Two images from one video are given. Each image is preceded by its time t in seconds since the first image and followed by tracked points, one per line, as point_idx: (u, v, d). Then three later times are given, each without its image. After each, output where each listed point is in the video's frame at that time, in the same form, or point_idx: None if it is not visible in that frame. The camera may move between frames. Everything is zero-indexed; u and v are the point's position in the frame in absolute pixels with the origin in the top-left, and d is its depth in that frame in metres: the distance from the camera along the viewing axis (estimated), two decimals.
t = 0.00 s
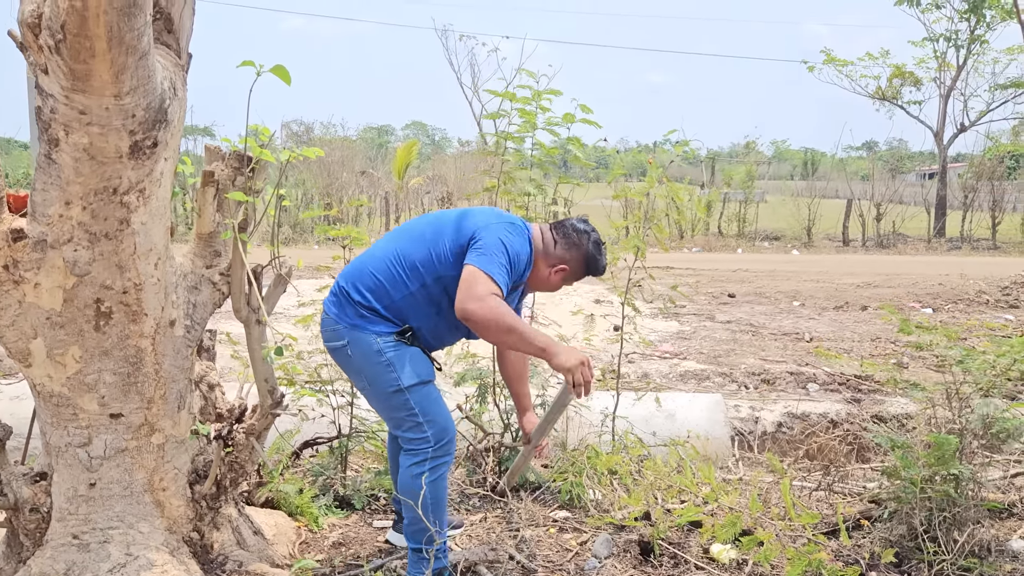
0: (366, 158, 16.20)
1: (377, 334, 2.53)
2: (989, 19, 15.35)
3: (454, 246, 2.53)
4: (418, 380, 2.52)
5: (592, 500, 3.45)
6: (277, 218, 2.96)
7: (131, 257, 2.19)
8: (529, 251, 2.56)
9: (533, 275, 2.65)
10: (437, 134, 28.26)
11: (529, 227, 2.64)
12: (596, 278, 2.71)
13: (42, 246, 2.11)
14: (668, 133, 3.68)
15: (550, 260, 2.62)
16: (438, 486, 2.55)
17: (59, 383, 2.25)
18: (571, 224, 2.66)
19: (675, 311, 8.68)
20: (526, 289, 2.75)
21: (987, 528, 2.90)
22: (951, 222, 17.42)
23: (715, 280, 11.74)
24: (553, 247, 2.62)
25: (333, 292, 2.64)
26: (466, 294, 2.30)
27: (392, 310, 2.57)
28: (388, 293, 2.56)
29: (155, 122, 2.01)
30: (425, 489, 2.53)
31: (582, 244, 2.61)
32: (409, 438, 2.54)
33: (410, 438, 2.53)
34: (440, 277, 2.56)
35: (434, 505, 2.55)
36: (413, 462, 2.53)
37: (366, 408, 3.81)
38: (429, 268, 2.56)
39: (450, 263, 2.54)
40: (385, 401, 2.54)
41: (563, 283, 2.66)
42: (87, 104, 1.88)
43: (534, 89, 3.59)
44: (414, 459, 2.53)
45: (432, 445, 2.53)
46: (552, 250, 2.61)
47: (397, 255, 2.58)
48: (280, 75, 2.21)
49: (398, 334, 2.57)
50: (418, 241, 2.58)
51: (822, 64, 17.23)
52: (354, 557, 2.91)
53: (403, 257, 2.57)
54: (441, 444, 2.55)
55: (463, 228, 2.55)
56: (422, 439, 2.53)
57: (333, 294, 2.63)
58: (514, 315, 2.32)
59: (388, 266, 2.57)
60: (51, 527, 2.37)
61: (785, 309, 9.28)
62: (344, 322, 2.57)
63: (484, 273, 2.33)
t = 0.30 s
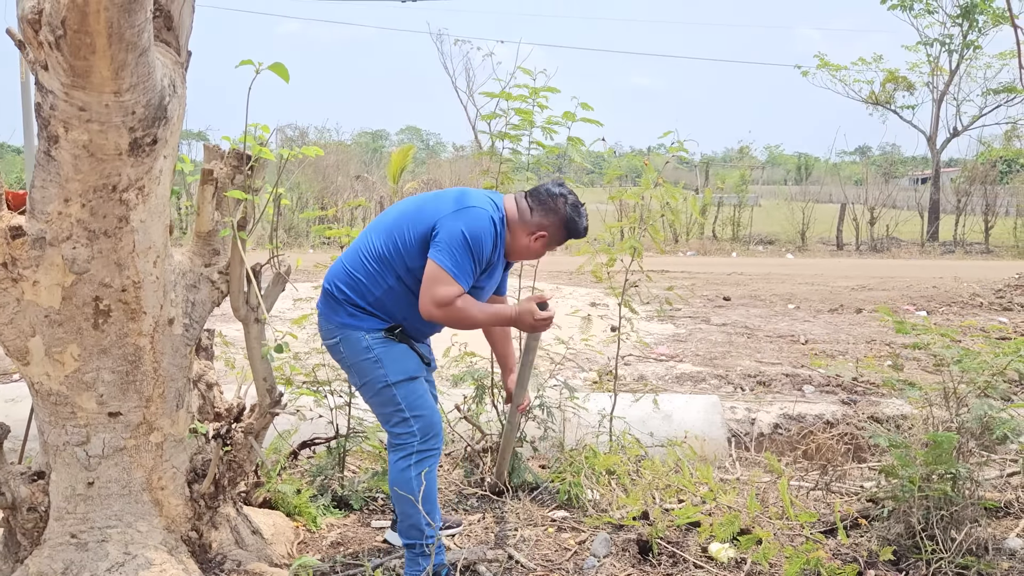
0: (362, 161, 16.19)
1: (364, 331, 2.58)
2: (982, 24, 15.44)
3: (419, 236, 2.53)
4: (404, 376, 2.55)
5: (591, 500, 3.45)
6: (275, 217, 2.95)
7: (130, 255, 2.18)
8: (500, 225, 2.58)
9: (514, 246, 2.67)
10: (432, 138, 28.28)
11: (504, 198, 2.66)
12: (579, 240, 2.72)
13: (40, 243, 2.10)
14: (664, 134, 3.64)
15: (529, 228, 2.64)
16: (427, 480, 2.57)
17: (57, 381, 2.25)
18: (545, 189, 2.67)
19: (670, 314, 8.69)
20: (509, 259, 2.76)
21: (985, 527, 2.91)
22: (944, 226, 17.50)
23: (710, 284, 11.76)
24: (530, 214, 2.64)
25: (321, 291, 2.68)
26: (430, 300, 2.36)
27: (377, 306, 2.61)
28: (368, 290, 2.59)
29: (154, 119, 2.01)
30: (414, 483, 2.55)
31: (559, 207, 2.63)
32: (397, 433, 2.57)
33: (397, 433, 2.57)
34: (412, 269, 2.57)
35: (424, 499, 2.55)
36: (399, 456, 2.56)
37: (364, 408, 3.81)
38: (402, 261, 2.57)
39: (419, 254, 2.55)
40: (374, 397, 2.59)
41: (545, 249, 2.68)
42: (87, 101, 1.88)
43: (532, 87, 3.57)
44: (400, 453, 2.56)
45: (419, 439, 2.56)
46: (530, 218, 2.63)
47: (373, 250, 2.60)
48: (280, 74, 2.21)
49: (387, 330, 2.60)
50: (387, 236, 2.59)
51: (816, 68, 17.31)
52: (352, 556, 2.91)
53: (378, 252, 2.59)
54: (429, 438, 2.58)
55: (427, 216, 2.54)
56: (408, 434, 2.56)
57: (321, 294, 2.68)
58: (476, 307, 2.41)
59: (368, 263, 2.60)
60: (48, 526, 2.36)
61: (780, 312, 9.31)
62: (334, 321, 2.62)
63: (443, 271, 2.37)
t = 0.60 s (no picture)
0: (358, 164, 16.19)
1: (364, 326, 2.59)
2: (976, 28, 15.53)
3: (409, 222, 2.53)
4: (403, 372, 2.56)
5: (587, 499, 3.45)
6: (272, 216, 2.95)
7: (127, 251, 2.18)
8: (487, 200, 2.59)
9: (504, 220, 2.68)
10: (428, 141, 28.31)
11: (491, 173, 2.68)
12: (569, 211, 2.72)
13: (37, 240, 2.10)
14: (663, 136, 3.66)
15: (518, 200, 2.65)
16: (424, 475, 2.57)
17: (54, 378, 2.24)
18: (532, 160, 2.68)
19: (666, 316, 8.70)
20: (501, 235, 2.77)
21: (980, 524, 2.92)
22: (939, 229, 17.56)
23: (705, 286, 11.78)
24: (518, 187, 2.65)
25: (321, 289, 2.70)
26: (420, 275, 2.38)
27: (376, 301, 2.62)
28: (366, 284, 2.61)
29: (152, 115, 2.01)
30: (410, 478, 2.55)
31: (546, 177, 2.64)
32: (394, 428, 2.57)
33: (394, 428, 2.57)
34: (406, 258, 2.57)
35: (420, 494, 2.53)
36: (396, 451, 2.55)
37: (360, 407, 3.81)
38: (395, 252, 2.57)
39: (411, 242, 2.55)
40: (373, 392, 2.59)
41: (535, 221, 2.69)
42: (84, 97, 1.88)
43: (531, 90, 3.60)
44: (397, 448, 2.56)
45: (415, 434, 2.56)
46: (518, 190, 2.64)
47: (368, 244, 2.61)
48: (277, 71, 2.22)
49: (388, 326, 2.61)
50: (379, 228, 2.60)
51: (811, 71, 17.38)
52: (349, 554, 2.91)
53: (372, 246, 2.60)
54: (425, 434, 2.57)
55: (414, 202, 2.54)
56: (405, 429, 2.55)
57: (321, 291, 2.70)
58: (464, 262, 2.34)
59: (364, 257, 2.61)
60: (44, 524, 2.35)
61: (776, 314, 9.32)
62: (335, 317, 2.63)
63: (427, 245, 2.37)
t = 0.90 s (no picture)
0: (356, 167, 16.20)
1: (363, 329, 2.59)
2: (972, 31, 15.59)
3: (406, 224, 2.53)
4: (402, 375, 2.57)
5: (586, 500, 3.46)
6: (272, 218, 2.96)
7: (128, 254, 2.19)
8: (489, 211, 2.59)
9: (512, 232, 2.66)
10: (427, 144, 28.39)
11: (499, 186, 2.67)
12: (577, 226, 2.71)
13: (38, 241, 2.11)
14: (658, 140, 3.68)
15: (526, 214, 2.63)
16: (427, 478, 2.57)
17: (55, 380, 2.25)
18: (542, 174, 2.68)
19: (664, 319, 8.71)
20: (506, 248, 2.75)
21: (978, 525, 2.93)
22: (936, 231, 17.60)
23: (703, 288, 11.80)
24: (526, 200, 2.64)
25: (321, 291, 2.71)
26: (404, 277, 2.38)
27: (373, 303, 2.62)
28: (364, 287, 2.61)
29: (153, 118, 2.02)
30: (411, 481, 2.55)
31: (556, 192, 2.63)
32: (394, 432, 2.57)
33: (394, 432, 2.57)
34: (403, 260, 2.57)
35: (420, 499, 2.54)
36: (396, 455, 2.56)
37: (359, 409, 3.81)
38: (393, 253, 2.57)
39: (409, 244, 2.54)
40: (373, 395, 2.60)
41: (543, 235, 2.68)
42: (86, 99, 1.89)
43: (527, 91, 3.63)
44: (398, 452, 2.56)
45: (416, 438, 2.56)
46: (526, 203, 2.63)
47: (367, 246, 2.62)
48: (276, 73, 2.22)
49: (386, 329, 2.61)
50: (378, 230, 2.61)
51: (808, 74, 17.43)
52: (349, 556, 2.91)
53: (370, 248, 2.61)
54: (425, 438, 2.58)
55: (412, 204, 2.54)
56: (405, 433, 2.56)
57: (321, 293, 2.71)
58: (451, 279, 2.36)
59: (361, 259, 2.62)
60: (45, 525, 2.36)
61: (774, 316, 9.34)
62: (334, 320, 2.64)
63: (418, 252, 2.37)
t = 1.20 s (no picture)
0: (354, 169, 16.20)
1: (369, 334, 2.59)
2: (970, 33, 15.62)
3: (421, 230, 2.52)
4: (408, 382, 2.56)
5: (586, 503, 3.46)
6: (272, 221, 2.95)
7: (128, 257, 2.18)
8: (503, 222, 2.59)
9: (525, 243, 2.66)
10: (425, 146, 28.43)
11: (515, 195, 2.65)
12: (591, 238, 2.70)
13: (38, 245, 2.10)
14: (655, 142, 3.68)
15: (540, 225, 2.62)
16: (433, 484, 2.57)
17: (54, 383, 2.24)
18: (559, 184, 2.64)
19: (663, 321, 8.71)
20: (519, 257, 2.75)
21: (979, 528, 2.93)
22: (934, 233, 17.63)
23: (702, 290, 11.79)
24: (541, 210, 2.62)
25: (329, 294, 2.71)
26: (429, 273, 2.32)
27: (379, 307, 2.61)
28: (372, 291, 2.61)
29: (153, 121, 2.01)
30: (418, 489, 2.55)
31: (572, 205, 2.60)
32: (401, 438, 2.57)
33: (400, 439, 2.57)
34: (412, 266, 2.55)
35: (427, 505, 2.54)
36: (402, 462, 2.56)
37: (359, 412, 3.80)
38: (402, 258, 2.56)
39: (420, 250, 2.54)
40: (379, 401, 2.61)
41: (556, 247, 2.67)
42: (86, 102, 1.88)
43: (524, 91, 3.61)
44: (404, 459, 2.56)
45: (422, 445, 2.56)
46: (541, 214, 2.61)
47: (377, 251, 2.62)
48: (276, 75, 2.21)
49: (392, 334, 2.61)
50: (389, 234, 2.60)
51: (807, 76, 17.46)
52: (350, 560, 2.90)
53: (380, 252, 2.60)
54: (432, 445, 2.57)
55: (426, 211, 2.54)
56: (411, 440, 2.56)
57: (329, 297, 2.70)
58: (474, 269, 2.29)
59: (369, 263, 2.61)
60: (43, 529, 2.35)
61: (773, 318, 9.34)
62: (340, 324, 2.64)
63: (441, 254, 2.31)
